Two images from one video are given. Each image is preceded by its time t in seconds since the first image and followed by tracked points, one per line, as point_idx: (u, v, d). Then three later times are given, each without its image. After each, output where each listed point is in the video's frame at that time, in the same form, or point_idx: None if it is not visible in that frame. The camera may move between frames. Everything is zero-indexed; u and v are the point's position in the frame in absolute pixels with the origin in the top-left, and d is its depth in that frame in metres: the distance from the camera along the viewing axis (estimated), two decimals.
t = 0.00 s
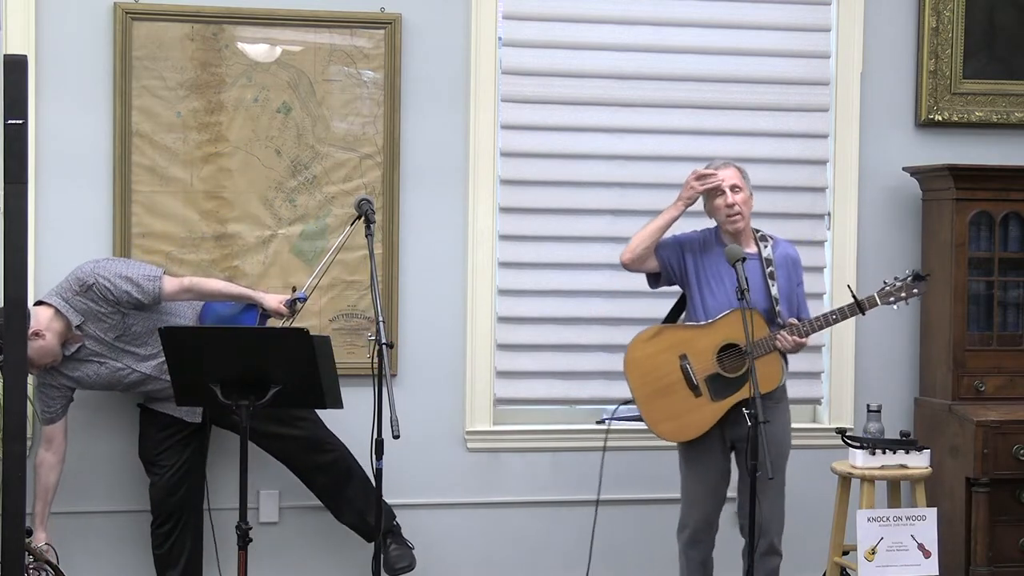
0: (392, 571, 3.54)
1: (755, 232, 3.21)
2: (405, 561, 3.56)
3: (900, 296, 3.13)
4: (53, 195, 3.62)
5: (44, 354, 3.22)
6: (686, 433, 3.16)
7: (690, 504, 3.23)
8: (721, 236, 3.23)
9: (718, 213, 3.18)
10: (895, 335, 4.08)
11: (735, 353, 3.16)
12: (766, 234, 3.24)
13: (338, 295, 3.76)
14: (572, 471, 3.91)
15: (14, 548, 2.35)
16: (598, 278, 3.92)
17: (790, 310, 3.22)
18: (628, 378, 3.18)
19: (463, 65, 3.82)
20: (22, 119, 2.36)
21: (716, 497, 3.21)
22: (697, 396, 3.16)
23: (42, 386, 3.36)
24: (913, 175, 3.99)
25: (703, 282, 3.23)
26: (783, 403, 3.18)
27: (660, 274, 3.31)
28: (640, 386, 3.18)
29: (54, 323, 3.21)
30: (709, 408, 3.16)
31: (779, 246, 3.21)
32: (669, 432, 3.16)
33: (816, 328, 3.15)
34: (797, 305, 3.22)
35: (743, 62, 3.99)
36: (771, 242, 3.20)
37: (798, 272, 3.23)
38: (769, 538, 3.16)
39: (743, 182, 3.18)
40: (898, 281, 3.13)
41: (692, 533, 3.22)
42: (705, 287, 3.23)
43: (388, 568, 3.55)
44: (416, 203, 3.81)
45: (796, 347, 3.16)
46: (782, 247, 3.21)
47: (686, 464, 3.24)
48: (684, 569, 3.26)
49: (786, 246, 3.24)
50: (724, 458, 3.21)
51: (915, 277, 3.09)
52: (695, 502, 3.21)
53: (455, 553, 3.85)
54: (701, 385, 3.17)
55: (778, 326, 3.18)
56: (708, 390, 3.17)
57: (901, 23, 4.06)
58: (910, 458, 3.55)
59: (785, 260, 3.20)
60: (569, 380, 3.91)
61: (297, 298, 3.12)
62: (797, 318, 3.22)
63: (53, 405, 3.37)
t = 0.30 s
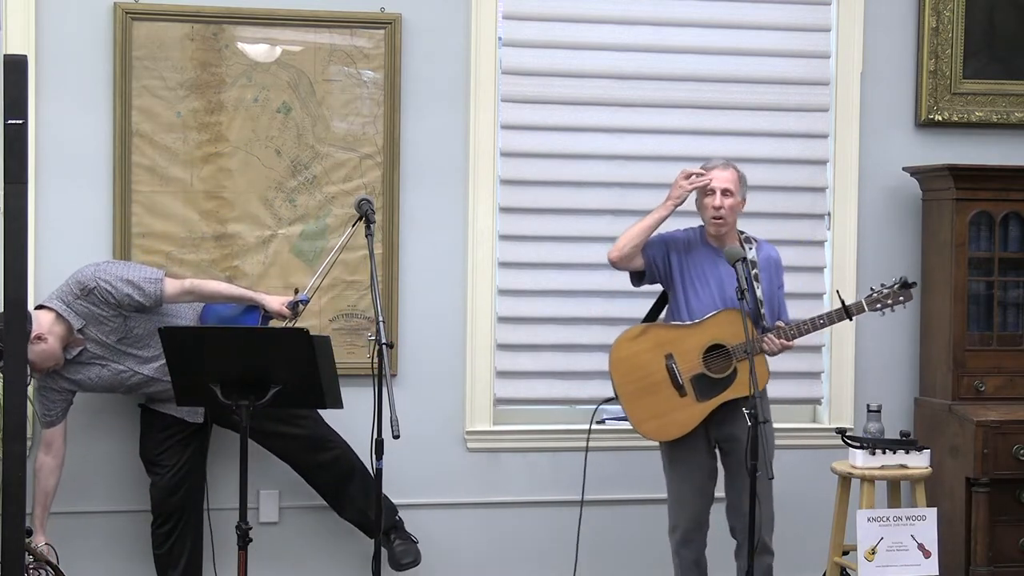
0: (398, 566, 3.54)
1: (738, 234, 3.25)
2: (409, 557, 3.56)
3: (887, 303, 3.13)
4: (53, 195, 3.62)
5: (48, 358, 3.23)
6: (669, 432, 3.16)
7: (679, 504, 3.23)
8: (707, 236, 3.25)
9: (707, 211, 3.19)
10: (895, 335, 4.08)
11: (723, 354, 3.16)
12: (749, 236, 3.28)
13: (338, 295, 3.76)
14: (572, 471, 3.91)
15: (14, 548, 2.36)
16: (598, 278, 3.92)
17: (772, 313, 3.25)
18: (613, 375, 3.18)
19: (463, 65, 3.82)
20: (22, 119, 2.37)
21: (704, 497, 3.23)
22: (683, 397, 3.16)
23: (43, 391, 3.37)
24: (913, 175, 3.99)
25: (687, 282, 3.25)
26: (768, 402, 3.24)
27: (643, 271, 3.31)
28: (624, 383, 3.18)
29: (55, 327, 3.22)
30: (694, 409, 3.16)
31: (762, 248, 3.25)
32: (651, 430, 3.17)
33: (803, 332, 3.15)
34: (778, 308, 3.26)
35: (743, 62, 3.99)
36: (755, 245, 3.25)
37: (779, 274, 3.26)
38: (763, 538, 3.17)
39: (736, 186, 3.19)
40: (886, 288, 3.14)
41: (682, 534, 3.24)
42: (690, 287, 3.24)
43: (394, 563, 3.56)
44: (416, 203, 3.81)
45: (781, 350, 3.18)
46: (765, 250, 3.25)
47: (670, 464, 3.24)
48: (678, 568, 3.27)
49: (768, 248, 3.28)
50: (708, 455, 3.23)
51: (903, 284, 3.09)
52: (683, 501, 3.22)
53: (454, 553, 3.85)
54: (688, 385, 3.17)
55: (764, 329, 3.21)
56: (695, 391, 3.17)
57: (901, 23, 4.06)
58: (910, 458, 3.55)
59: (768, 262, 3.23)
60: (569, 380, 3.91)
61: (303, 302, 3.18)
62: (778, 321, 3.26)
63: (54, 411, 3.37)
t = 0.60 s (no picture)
0: (393, 571, 3.55)
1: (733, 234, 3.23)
2: (405, 561, 3.57)
3: (881, 304, 3.12)
4: (53, 194, 3.62)
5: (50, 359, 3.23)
6: (666, 436, 3.17)
7: (678, 504, 3.23)
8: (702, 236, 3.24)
9: (707, 216, 3.19)
10: (894, 335, 4.08)
11: (720, 358, 3.17)
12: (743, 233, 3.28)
13: (338, 295, 3.76)
14: (572, 471, 3.91)
15: (15, 549, 2.36)
16: (599, 278, 3.92)
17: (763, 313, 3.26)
18: (610, 379, 3.18)
19: (463, 65, 3.82)
20: (22, 119, 2.36)
21: (702, 497, 3.23)
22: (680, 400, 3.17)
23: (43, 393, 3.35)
24: (913, 175, 3.99)
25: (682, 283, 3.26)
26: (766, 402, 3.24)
27: (638, 272, 3.30)
28: (620, 387, 3.18)
29: (60, 327, 3.22)
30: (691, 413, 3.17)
31: (755, 247, 3.26)
32: (649, 433, 3.18)
33: (800, 334, 3.18)
34: (769, 306, 3.26)
35: (743, 62, 3.99)
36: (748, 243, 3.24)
37: (771, 272, 3.26)
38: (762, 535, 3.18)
39: (738, 193, 3.18)
40: (880, 289, 3.12)
41: (682, 532, 3.22)
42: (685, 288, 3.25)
43: (389, 568, 3.56)
44: (416, 203, 3.81)
45: (779, 353, 3.20)
46: (757, 248, 3.26)
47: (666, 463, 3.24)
48: (677, 568, 3.27)
49: (760, 246, 3.28)
50: (707, 456, 3.24)
51: (897, 285, 3.08)
52: (681, 501, 3.22)
53: (454, 553, 3.85)
54: (685, 389, 3.18)
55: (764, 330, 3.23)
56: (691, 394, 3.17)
57: (901, 23, 4.06)
58: (910, 458, 3.55)
59: (760, 261, 3.24)
60: (569, 380, 3.91)
61: (308, 303, 3.16)
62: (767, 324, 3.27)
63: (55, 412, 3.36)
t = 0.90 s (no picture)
0: None
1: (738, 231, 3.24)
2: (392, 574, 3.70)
3: (890, 300, 3.12)
4: (53, 194, 3.62)
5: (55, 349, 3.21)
6: (678, 436, 3.17)
7: (686, 502, 3.23)
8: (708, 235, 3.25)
9: (711, 215, 3.19)
10: (895, 335, 4.08)
11: (730, 358, 3.18)
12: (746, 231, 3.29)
13: (338, 295, 3.76)
14: (572, 471, 3.91)
15: (15, 549, 2.36)
16: (599, 278, 3.92)
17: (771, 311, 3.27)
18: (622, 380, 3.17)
19: (463, 65, 3.82)
20: (22, 119, 2.37)
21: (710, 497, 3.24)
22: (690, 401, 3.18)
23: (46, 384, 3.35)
24: (913, 175, 3.99)
25: (689, 280, 3.26)
26: (770, 402, 3.25)
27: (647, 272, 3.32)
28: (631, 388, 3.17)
29: (66, 317, 3.21)
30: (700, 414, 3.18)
31: (760, 244, 3.27)
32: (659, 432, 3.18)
33: (810, 333, 3.17)
34: (775, 303, 3.27)
35: (743, 62, 3.99)
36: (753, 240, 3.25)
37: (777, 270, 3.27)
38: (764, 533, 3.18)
39: (741, 191, 3.19)
40: (889, 285, 3.13)
41: (688, 531, 3.23)
42: (691, 288, 3.26)
43: None
44: (415, 203, 3.81)
45: (789, 352, 3.19)
46: (763, 245, 3.27)
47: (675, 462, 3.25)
48: (682, 567, 3.25)
49: (766, 244, 3.29)
50: (716, 456, 3.24)
51: (905, 280, 3.09)
52: (690, 501, 3.22)
53: (454, 552, 3.85)
54: (695, 390, 3.18)
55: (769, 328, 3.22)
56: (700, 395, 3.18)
57: (901, 23, 4.06)
58: (910, 458, 3.55)
59: (766, 258, 3.25)
60: (569, 380, 3.91)
61: (316, 309, 3.24)
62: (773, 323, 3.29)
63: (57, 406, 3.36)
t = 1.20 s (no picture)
0: None
1: (744, 230, 3.25)
2: None
3: (895, 295, 3.14)
4: (53, 194, 3.62)
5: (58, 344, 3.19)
6: (685, 436, 3.18)
7: (691, 502, 3.24)
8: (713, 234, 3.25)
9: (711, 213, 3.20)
10: (895, 335, 4.08)
11: (735, 358, 3.18)
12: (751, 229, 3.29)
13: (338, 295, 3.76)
14: (572, 471, 3.91)
15: (14, 549, 2.37)
16: (598, 278, 3.92)
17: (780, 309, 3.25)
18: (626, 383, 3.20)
19: (463, 65, 3.82)
20: (22, 119, 2.37)
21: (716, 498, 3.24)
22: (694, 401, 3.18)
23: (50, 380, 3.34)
24: (913, 175, 3.99)
25: (694, 279, 3.26)
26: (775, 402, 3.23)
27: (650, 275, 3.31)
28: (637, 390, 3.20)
29: (70, 313, 3.20)
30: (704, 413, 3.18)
31: (767, 243, 3.26)
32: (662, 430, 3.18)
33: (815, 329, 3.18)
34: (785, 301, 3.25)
35: (743, 62, 3.99)
36: (759, 240, 3.26)
37: (785, 268, 3.27)
38: (766, 533, 3.19)
39: (741, 187, 3.18)
40: (893, 280, 3.15)
41: (693, 532, 3.24)
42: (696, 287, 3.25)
43: None
44: (415, 203, 3.81)
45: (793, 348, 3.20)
46: (769, 244, 3.26)
47: (682, 462, 3.26)
48: (684, 567, 3.27)
49: (774, 243, 3.29)
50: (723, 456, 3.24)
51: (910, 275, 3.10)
52: (695, 502, 3.23)
53: (454, 552, 3.85)
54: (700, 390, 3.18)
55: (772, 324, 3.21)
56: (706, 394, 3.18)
57: (901, 22, 4.06)
58: (910, 458, 3.55)
59: (774, 257, 3.24)
60: (569, 380, 3.91)
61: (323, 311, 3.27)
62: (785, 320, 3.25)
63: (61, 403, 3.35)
